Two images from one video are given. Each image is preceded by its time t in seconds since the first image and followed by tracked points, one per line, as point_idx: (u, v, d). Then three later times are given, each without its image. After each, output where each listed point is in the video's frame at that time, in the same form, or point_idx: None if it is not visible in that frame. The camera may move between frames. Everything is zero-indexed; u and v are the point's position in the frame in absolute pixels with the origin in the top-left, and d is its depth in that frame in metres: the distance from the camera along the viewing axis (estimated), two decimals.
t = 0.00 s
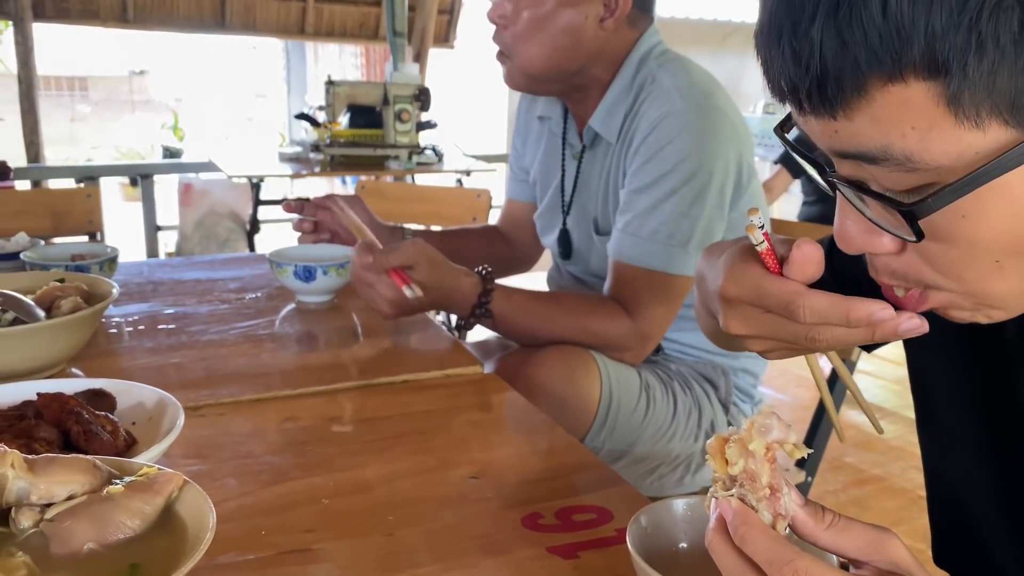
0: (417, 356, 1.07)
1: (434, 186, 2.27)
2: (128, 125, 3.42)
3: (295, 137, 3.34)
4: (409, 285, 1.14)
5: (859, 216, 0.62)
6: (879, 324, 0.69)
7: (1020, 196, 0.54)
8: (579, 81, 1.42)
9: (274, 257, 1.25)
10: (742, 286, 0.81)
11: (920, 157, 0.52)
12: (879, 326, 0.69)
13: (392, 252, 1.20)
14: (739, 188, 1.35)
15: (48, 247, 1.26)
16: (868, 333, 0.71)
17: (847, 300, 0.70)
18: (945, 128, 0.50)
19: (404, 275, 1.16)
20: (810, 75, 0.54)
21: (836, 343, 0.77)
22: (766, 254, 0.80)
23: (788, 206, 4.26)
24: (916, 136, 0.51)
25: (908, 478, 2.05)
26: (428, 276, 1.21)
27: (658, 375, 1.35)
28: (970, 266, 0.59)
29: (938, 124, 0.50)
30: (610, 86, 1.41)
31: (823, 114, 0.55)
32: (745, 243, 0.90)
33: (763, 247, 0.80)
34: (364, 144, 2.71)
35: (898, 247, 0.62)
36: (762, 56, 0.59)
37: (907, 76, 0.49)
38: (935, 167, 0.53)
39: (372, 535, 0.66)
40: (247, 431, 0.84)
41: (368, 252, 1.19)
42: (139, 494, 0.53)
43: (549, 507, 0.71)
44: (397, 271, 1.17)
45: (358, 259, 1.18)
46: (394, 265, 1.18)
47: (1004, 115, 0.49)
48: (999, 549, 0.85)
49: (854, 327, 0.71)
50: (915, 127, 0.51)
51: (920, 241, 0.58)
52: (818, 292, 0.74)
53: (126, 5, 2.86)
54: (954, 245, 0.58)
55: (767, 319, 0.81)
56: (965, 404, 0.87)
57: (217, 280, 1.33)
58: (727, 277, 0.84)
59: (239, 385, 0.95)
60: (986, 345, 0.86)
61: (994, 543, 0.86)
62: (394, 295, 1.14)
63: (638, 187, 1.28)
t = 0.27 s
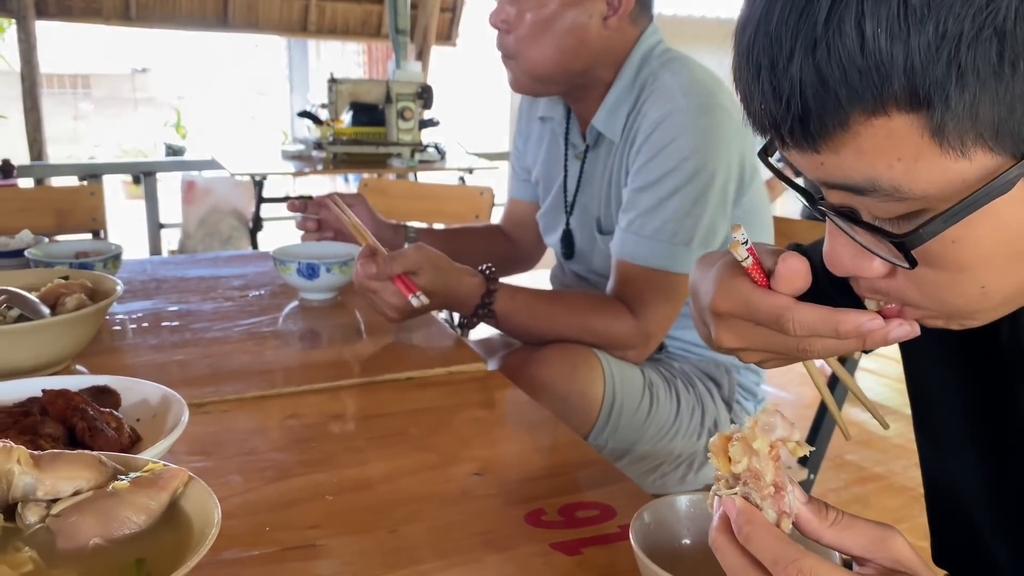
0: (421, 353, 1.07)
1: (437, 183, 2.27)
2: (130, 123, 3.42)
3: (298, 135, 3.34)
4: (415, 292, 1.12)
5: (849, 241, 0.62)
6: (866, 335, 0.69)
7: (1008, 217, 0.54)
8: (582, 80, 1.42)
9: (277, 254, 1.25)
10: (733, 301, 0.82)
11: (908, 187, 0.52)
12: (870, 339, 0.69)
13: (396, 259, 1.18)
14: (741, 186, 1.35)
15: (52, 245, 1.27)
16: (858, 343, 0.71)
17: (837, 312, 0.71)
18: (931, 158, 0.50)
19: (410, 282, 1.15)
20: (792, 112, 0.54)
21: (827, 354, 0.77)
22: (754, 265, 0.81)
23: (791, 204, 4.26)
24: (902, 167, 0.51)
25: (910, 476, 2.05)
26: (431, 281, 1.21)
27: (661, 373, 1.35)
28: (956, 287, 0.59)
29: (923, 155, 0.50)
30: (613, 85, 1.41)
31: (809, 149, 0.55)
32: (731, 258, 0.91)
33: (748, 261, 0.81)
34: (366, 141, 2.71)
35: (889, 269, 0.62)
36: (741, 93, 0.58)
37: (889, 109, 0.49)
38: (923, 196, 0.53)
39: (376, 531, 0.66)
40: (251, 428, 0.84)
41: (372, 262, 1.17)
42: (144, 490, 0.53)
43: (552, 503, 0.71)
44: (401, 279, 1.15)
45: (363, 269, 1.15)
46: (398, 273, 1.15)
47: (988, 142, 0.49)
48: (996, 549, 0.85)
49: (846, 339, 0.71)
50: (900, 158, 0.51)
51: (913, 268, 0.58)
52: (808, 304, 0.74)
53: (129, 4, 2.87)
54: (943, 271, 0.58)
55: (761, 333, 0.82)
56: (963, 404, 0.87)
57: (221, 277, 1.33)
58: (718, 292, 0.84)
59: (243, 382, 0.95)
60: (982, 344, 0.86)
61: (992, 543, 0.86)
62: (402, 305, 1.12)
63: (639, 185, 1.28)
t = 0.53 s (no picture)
0: (426, 347, 1.07)
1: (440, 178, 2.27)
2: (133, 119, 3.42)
3: (301, 130, 3.34)
4: (416, 291, 1.11)
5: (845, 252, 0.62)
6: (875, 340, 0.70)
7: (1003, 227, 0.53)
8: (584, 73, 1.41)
9: (282, 249, 1.25)
10: (738, 309, 0.81)
11: (902, 202, 0.52)
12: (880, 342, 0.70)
13: (397, 258, 1.18)
14: (744, 179, 1.35)
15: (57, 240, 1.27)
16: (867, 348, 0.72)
17: (844, 321, 0.72)
18: (923, 173, 0.50)
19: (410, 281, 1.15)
20: (783, 131, 0.53)
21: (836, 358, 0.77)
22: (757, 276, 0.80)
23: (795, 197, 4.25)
24: (895, 183, 0.51)
25: (916, 470, 2.05)
26: (432, 279, 1.21)
27: (666, 367, 1.35)
28: (954, 294, 0.59)
29: (915, 171, 0.50)
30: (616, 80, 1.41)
31: (801, 166, 0.54)
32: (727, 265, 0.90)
33: (751, 273, 0.80)
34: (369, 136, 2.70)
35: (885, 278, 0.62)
36: (730, 112, 0.58)
37: (879, 127, 0.49)
38: (917, 210, 0.52)
39: (383, 524, 0.66)
40: (258, 422, 0.84)
41: (372, 262, 1.17)
42: (153, 484, 0.53)
43: (559, 497, 0.71)
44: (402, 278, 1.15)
45: (364, 269, 1.15)
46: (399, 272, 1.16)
47: (980, 156, 0.49)
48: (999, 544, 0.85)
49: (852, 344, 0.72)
50: (893, 174, 0.50)
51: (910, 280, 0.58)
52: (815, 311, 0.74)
53: None
54: (939, 282, 0.58)
55: (766, 340, 0.82)
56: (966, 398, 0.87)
57: (226, 272, 1.33)
58: (722, 299, 0.83)
59: (249, 377, 0.95)
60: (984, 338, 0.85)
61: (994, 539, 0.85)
62: (404, 303, 1.12)
63: (642, 180, 1.28)
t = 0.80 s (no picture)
0: (431, 336, 1.07)
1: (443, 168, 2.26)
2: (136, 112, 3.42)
3: (304, 121, 3.33)
4: (418, 283, 1.12)
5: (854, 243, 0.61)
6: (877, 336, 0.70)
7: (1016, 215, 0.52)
8: (587, 60, 1.40)
9: (286, 238, 1.25)
10: (744, 303, 0.81)
11: (916, 190, 0.50)
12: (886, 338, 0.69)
13: (400, 249, 1.18)
14: (746, 165, 1.34)
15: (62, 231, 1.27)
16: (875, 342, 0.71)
17: (854, 313, 0.71)
18: (939, 161, 0.48)
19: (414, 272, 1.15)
20: (793, 119, 0.51)
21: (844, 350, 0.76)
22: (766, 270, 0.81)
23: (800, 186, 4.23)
24: (909, 171, 0.49)
25: (922, 458, 2.05)
26: (435, 269, 1.20)
27: (670, 355, 1.35)
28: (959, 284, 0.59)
29: (931, 158, 0.48)
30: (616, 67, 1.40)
31: (812, 155, 0.52)
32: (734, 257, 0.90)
33: (757, 268, 0.81)
34: (372, 127, 2.70)
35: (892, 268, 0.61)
36: (737, 99, 0.56)
37: (893, 113, 0.47)
38: (931, 198, 0.50)
39: (390, 510, 0.66)
40: (264, 410, 0.84)
41: (376, 253, 1.16)
42: (160, 470, 0.53)
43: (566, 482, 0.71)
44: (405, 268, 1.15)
45: (368, 260, 1.15)
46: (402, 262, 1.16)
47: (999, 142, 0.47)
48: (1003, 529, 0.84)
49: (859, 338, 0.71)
50: (906, 162, 0.48)
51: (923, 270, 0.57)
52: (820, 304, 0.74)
53: None
54: (949, 271, 0.57)
55: (773, 333, 0.81)
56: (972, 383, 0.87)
57: (230, 262, 1.33)
58: (728, 293, 0.83)
59: (255, 366, 0.95)
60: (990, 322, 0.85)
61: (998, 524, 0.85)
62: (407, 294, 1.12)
63: (643, 167, 1.27)
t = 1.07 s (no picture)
0: (431, 319, 1.07)
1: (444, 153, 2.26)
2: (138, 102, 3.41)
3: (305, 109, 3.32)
4: (418, 267, 1.11)
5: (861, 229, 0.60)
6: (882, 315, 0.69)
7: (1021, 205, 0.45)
8: (587, 41, 1.39)
9: (285, 223, 1.24)
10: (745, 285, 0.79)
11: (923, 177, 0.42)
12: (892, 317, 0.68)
13: (399, 234, 1.17)
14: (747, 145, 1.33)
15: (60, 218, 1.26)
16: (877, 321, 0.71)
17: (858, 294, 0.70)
18: (948, 145, 0.41)
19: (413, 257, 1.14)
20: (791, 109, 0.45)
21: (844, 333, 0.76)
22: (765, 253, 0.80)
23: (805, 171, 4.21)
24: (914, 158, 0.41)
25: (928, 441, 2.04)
26: (434, 254, 1.19)
27: (672, 339, 1.34)
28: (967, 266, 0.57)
29: (940, 141, 0.41)
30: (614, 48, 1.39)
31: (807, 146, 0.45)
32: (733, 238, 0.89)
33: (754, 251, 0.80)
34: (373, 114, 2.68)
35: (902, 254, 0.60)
36: (734, 87, 0.50)
37: (897, 98, 0.41)
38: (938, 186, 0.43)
39: (390, 491, 0.66)
40: (263, 394, 0.84)
41: (374, 239, 1.16)
42: (154, 450, 0.53)
43: (566, 463, 0.70)
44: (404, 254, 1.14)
45: (366, 245, 1.15)
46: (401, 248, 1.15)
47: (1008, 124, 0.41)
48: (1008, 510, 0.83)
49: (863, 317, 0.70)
50: (912, 146, 0.41)
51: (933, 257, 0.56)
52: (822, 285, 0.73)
53: None
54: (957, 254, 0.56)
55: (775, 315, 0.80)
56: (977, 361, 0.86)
57: (229, 248, 1.33)
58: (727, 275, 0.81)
59: (254, 350, 0.95)
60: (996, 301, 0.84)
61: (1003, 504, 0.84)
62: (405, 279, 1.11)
63: (642, 148, 1.26)
